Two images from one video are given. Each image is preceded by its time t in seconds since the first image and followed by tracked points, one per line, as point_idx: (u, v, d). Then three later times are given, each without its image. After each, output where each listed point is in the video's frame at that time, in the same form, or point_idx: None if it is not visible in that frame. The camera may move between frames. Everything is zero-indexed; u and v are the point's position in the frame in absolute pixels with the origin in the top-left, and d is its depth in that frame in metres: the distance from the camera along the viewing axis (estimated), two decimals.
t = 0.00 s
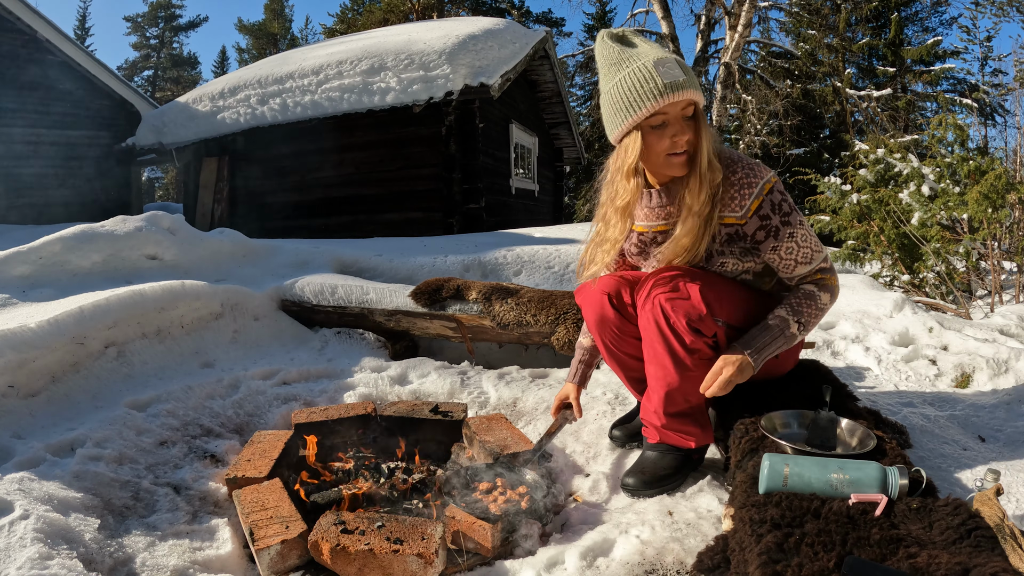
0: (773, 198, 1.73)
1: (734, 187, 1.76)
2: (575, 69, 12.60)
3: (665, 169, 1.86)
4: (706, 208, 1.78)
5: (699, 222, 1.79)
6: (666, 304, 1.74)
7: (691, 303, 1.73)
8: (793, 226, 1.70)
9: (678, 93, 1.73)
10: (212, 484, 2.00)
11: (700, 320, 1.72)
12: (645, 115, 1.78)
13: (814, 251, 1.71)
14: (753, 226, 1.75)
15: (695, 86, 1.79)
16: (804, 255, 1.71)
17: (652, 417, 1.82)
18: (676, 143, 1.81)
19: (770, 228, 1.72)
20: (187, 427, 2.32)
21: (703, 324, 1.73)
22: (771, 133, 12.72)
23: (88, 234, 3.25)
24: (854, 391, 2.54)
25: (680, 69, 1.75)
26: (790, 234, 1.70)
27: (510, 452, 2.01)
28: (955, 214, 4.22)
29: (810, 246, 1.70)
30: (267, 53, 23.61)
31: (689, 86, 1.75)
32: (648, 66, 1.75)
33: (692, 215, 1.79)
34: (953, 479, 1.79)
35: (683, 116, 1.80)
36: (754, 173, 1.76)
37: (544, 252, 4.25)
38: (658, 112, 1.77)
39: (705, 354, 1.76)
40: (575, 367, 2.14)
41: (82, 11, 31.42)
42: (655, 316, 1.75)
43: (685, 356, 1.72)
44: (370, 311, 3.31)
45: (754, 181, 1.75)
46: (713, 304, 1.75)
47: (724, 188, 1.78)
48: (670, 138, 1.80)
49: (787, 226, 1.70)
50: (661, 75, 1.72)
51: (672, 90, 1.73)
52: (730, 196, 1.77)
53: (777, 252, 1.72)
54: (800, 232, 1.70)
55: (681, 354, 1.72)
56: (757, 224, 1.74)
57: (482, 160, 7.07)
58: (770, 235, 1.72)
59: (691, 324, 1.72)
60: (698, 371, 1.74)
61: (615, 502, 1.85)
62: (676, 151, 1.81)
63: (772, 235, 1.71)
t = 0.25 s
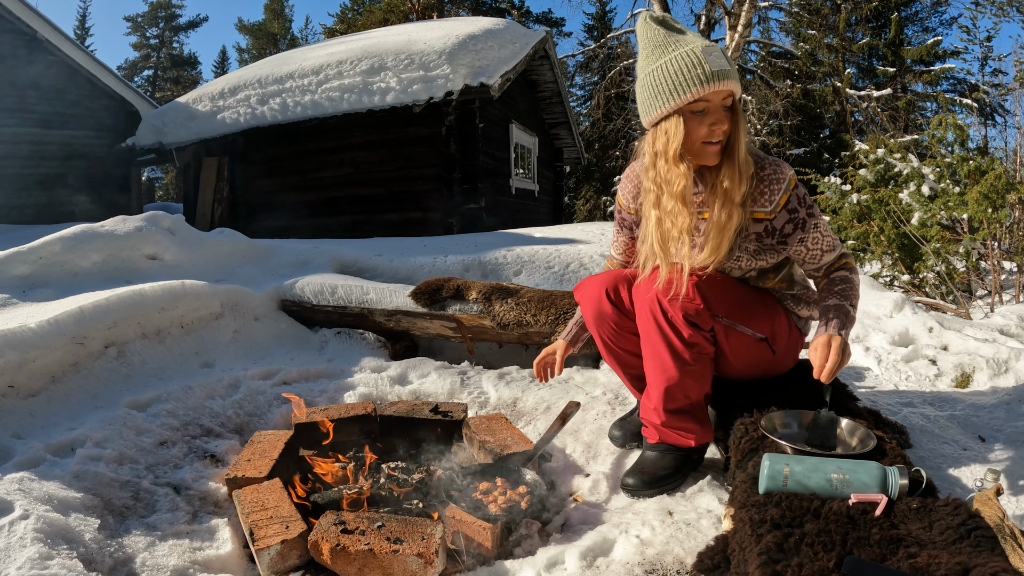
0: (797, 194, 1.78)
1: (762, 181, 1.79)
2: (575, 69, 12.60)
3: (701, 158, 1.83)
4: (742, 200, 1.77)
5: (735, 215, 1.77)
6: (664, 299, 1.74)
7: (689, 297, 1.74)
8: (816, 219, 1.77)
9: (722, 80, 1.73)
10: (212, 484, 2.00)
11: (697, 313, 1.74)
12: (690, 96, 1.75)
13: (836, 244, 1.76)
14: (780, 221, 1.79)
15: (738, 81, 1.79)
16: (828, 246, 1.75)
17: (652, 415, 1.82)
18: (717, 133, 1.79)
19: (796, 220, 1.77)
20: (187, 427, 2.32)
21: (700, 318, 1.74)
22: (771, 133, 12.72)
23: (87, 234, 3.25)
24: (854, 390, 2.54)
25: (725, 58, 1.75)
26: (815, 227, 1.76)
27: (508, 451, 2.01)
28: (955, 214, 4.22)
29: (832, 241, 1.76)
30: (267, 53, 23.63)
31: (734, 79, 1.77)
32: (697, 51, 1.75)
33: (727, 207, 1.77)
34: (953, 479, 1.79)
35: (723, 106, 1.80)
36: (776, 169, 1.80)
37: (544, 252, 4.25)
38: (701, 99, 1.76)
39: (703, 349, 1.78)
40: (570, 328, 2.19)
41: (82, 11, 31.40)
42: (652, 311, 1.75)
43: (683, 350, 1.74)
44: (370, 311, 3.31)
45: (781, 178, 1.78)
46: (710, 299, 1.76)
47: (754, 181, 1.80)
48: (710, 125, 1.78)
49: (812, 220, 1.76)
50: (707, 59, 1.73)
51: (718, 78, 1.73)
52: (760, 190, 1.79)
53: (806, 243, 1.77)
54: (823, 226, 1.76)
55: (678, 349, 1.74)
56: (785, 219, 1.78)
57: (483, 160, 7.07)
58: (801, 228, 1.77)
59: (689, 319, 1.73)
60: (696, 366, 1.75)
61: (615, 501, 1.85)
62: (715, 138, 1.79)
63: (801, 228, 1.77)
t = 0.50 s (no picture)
0: (802, 188, 1.72)
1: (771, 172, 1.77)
2: (576, 69, 12.61)
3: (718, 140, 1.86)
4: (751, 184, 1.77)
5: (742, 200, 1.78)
6: (664, 297, 1.74)
7: (689, 295, 1.74)
8: (819, 217, 1.65)
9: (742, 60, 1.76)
10: (212, 484, 2.00)
11: (697, 312, 1.74)
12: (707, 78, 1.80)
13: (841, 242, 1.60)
14: (779, 213, 1.75)
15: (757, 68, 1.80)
16: (831, 245, 1.60)
17: (651, 413, 1.82)
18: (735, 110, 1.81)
19: (796, 215, 1.71)
20: (187, 426, 2.32)
21: (699, 316, 1.74)
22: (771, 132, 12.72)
23: (88, 234, 3.25)
24: (854, 391, 2.54)
25: (745, 44, 1.78)
26: (817, 224, 1.64)
27: (509, 452, 2.02)
28: (955, 214, 4.22)
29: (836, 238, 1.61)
30: (267, 53, 23.64)
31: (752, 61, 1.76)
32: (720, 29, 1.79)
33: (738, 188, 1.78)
34: (953, 479, 1.79)
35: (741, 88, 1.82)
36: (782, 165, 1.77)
37: (544, 252, 4.25)
38: (717, 77, 1.79)
39: (702, 346, 1.78)
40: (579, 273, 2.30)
41: (82, 11, 31.38)
42: (651, 308, 1.75)
43: (683, 347, 1.74)
44: (370, 311, 3.31)
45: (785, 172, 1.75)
46: (711, 298, 1.76)
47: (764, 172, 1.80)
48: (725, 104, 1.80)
49: (814, 216, 1.66)
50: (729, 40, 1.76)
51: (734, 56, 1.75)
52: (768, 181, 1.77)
53: (806, 243, 1.66)
54: (826, 223, 1.64)
55: (678, 345, 1.74)
56: (787, 213, 1.73)
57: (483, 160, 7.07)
58: (800, 224, 1.68)
59: (688, 317, 1.74)
60: (696, 364, 1.76)
61: (615, 502, 1.85)
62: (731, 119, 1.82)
63: (801, 224, 1.68)
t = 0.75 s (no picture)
0: (796, 189, 1.69)
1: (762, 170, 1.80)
2: (576, 69, 12.61)
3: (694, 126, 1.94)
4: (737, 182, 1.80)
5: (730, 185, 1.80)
6: (665, 298, 1.73)
7: (691, 295, 1.73)
8: (811, 221, 1.65)
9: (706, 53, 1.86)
10: (212, 484, 2.00)
11: (698, 312, 1.73)
12: (672, 67, 1.95)
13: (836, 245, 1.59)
14: (773, 214, 1.72)
15: (725, 48, 1.89)
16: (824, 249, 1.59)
17: (651, 413, 1.82)
18: (704, 89, 1.89)
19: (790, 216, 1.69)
20: (187, 426, 2.32)
21: (701, 317, 1.74)
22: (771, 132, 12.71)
23: (88, 234, 3.25)
24: (854, 391, 2.54)
25: (707, 29, 1.89)
26: (809, 225, 1.64)
27: (509, 452, 2.01)
28: (955, 214, 4.22)
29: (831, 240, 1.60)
30: (267, 53, 23.64)
31: (709, 40, 1.86)
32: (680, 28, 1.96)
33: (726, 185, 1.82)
34: (954, 479, 1.79)
35: (709, 69, 1.91)
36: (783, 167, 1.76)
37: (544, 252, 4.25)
38: (679, 62, 1.93)
39: (704, 347, 1.78)
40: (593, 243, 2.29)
41: (82, 11, 31.37)
42: (652, 308, 1.75)
43: (685, 349, 1.74)
44: (370, 311, 3.31)
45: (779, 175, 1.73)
46: (712, 299, 1.75)
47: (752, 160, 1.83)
48: (689, 84, 1.91)
49: (804, 217, 1.65)
50: (688, 29, 1.90)
51: (689, 41, 1.88)
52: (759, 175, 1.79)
53: (794, 245, 1.67)
54: (818, 226, 1.63)
55: (680, 347, 1.74)
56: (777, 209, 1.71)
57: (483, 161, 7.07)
58: (793, 224, 1.67)
59: (691, 319, 1.73)
60: (697, 364, 1.76)
61: (615, 501, 1.85)
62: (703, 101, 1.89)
63: (794, 225, 1.67)
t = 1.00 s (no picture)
0: (791, 174, 1.70)
1: (754, 162, 1.80)
2: (576, 69, 12.61)
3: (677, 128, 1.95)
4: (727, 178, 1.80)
5: (719, 181, 1.80)
6: (666, 299, 1.72)
7: (691, 298, 1.73)
8: (815, 200, 1.63)
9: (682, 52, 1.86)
10: (212, 484, 2.00)
11: (699, 315, 1.73)
12: (653, 71, 1.97)
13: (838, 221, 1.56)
14: (773, 200, 1.72)
15: (703, 47, 1.89)
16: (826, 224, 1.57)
17: (651, 415, 1.82)
18: (685, 89, 1.90)
19: (789, 199, 1.68)
20: (187, 426, 2.32)
21: (703, 319, 1.74)
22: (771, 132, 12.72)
23: (88, 234, 3.25)
24: (854, 391, 2.54)
25: (684, 29, 1.90)
26: (812, 205, 1.62)
27: (509, 452, 2.02)
28: (955, 214, 4.22)
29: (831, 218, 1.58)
30: (267, 53, 23.65)
31: (687, 40, 1.87)
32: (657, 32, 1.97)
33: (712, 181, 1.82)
34: (953, 479, 1.79)
35: (689, 69, 1.92)
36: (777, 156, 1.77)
37: (544, 252, 4.25)
38: (658, 65, 1.95)
39: (705, 349, 1.77)
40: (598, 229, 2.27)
41: (82, 11, 31.38)
42: (653, 310, 1.74)
43: (686, 351, 1.73)
44: (370, 311, 3.31)
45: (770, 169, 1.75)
46: (713, 300, 1.75)
47: (740, 154, 1.84)
48: (671, 87, 1.92)
49: (807, 198, 1.64)
50: (665, 31, 1.91)
51: (667, 43, 1.89)
52: (750, 169, 1.80)
53: (793, 225, 1.66)
54: (822, 204, 1.61)
55: (681, 349, 1.73)
56: (776, 197, 1.71)
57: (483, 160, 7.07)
58: (795, 207, 1.65)
59: (692, 321, 1.73)
60: (698, 366, 1.75)
61: (615, 501, 1.85)
62: (685, 101, 1.90)
63: (795, 208, 1.65)
